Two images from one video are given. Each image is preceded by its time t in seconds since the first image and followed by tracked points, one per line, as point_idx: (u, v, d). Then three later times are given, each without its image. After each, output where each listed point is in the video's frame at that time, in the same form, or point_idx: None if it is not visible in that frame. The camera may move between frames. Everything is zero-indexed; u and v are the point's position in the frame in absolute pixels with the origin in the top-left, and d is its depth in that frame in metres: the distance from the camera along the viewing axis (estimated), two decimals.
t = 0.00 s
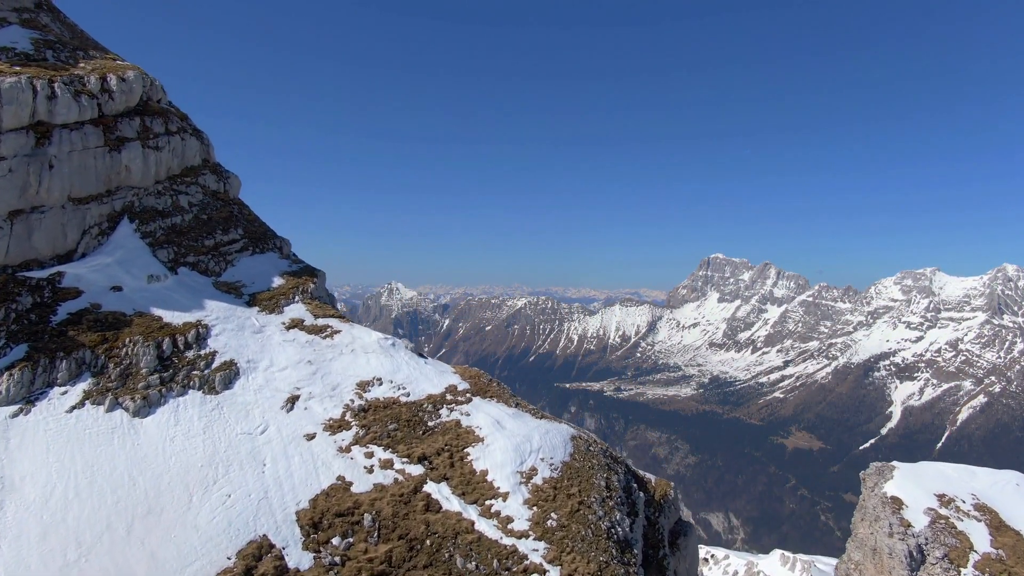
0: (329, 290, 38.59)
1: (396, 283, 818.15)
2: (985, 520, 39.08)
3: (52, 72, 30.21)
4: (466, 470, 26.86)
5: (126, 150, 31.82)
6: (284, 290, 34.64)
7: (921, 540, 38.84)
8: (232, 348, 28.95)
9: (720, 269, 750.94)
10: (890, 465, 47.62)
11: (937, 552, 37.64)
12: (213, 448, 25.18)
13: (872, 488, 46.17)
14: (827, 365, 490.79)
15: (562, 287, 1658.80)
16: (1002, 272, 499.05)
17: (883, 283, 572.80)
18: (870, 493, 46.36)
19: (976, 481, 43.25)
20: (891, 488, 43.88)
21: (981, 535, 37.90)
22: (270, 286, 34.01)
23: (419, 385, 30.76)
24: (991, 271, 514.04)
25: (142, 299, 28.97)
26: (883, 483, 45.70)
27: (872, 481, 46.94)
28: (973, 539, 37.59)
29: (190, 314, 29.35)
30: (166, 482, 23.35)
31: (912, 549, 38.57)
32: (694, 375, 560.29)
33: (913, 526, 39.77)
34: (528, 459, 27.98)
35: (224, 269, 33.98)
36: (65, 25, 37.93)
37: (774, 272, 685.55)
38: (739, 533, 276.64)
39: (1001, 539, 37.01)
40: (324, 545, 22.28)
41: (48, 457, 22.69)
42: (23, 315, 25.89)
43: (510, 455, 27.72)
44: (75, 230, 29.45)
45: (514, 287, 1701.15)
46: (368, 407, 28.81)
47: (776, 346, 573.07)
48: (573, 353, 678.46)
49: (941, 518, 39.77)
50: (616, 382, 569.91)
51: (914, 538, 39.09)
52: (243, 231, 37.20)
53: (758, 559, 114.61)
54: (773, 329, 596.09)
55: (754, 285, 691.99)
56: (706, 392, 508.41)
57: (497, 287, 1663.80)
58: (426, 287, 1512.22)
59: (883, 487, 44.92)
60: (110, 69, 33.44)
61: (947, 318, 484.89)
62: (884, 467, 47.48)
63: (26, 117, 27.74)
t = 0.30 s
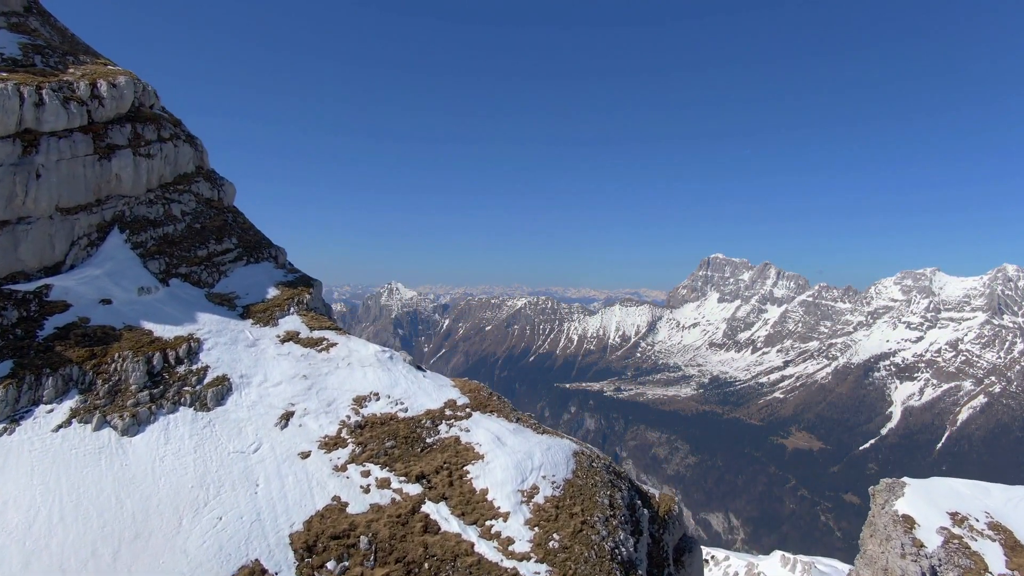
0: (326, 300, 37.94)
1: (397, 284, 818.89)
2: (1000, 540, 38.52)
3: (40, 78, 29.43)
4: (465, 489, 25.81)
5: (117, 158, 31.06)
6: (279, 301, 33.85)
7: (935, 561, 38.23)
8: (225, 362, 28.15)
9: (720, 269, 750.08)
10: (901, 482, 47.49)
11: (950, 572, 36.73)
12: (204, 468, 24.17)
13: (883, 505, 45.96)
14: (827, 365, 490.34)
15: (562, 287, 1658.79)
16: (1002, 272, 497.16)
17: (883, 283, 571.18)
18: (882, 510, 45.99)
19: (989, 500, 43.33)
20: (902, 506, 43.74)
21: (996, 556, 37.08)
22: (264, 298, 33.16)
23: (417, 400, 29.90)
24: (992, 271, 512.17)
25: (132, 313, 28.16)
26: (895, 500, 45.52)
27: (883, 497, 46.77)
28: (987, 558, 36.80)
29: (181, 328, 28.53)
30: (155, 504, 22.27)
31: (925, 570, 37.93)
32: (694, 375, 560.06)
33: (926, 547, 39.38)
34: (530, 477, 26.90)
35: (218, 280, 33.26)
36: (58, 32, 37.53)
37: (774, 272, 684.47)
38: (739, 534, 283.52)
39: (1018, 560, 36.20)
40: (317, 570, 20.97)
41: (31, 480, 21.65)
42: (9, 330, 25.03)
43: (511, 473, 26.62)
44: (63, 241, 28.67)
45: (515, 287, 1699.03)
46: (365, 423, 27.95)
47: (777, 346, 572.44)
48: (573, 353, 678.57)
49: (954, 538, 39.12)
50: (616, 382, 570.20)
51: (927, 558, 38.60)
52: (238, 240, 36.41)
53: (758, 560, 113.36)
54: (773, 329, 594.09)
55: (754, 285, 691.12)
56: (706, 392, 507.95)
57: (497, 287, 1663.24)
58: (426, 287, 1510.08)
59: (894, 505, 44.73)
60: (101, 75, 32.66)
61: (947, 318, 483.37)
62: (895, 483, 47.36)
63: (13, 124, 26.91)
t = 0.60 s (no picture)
0: (322, 312, 37.18)
1: (396, 284, 818.65)
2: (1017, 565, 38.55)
3: (26, 85, 28.60)
4: (464, 513, 24.50)
5: (105, 167, 30.13)
6: (273, 314, 33.01)
7: None
8: (216, 380, 27.17)
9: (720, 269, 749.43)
10: (914, 502, 47.56)
11: None
12: (193, 492, 23.00)
13: (895, 525, 46.01)
14: (827, 365, 489.67)
15: (562, 287, 1658.76)
16: (1002, 272, 495.41)
17: (884, 283, 569.32)
18: (891, 530, 46.12)
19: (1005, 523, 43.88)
20: (916, 529, 43.72)
21: None
22: (257, 311, 32.38)
23: (415, 418, 28.97)
24: (992, 271, 510.32)
25: (120, 329, 27.25)
26: (906, 520, 45.67)
27: (895, 517, 46.91)
28: None
29: (171, 345, 27.62)
30: (140, 531, 20.96)
31: None
32: (694, 375, 559.67)
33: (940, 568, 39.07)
34: (531, 499, 25.72)
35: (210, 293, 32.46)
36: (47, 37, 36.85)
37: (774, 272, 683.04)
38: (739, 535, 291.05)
39: None
40: None
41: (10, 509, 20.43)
42: None
43: (511, 495, 25.46)
44: (49, 254, 27.85)
45: (515, 286, 1697.65)
46: (360, 443, 26.95)
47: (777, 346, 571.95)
48: (573, 353, 678.30)
49: (969, 561, 38.94)
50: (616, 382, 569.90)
51: None
52: (231, 251, 35.64)
53: (759, 561, 112.90)
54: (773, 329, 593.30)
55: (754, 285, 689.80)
56: (706, 392, 507.38)
57: (496, 287, 1661.22)
58: (426, 287, 1509.37)
59: (908, 527, 44.67)
60: (89, 81, 31.79)
61: (947, 319, 482.04)
62: (908, 504, 47.40)
63: None
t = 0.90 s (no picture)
0: (318, 323, 36.48)
1: (396, 283, 817.40)
2: None
3: (12, 92, 27.86)
4: (464, 534, 23.34)
5: (94, 176, 29.41)
6: (267, 326, 32.21)
7: None
8: (207, 397, 26.30)
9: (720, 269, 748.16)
10: (924, 521, 53.28)
11: None
12: (182, 514, 22.01)
13: (908, 544, 51.70)
14: (827, 366, 489.01)
15: (562, 287, 1656.88)
16: (1002, 272, 494.08)
17: (884, 283, 567.65)
18: (906, 548, 51.72)
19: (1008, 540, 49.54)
20: (930, 546, 49.38)
21: None
22: (251, 324, 31.60)
23: (412, 435, 28.10)
24: (992, 271, 508.89)
25: (108, 344, 26.43)
26: (918, 539, 51.33)
27: (907, 536, 52.54)
28: None
29: (161, 360, 26.77)
30: (125, 557, 19.91)
31: None
32: (694, 375, 559.18)
33: None
34: (533, 519, 24.60)
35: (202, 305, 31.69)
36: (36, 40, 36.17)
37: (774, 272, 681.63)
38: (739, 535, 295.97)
39: None
40: None
41: None
42: None
43: (512, 516, 24.32)
44: (36, 266, 27.04)
45: (515, 286, 1695.94)
46: (356, 461, 26.04)
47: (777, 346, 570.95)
48: (573, 353, 677.53)
49: None
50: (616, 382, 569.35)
51: None
52: (225, 262, 34.99)
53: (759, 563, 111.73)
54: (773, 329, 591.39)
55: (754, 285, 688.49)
56: (706, 392, 506.73)
57: (496, 287, 1658.11)
58: (426, 286, 1509.23)
59: (921, 544, 50.40)
60: (78, 87, 31.08)
61: (947, 318, 480.90)
62: (918, 523, 53.13)
63: None
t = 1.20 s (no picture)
0: (313, 336, 35.57)
1: (396, 283, 816.26)
2: None
3: None
4: (463, 561, 22.23)
5: (81, 187, 28.72)
6: (260, 341, 31.40)
7: None
8: (198, 417, 25.36)
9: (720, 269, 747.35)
10: (940, 544, 53.56)
11: None
12: (170, 543, 20.80)
13: (923, 565, 52.04)
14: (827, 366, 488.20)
15: (562, 287, 1656.86)
16: (1002, 272, 493.17)
17: (884, 283, 566.42)
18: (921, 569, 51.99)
19: None
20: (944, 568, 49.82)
21: None
22: (243, 340, 30.68)
23: (409, 455, 27.13)
24: (992, 271, 507.88)
25: (95, 362, 25.57)
26: (933, 561, 51.69)
27: (922, 558, 52.91)
28: None
29: (149, 379, 25.82)
30: None
31: None
32: (694, 375, 558.78)
33: None
34: (535, 543, 23.56)
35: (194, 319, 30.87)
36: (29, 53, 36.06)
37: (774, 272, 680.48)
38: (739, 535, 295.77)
39: None
40: None
41: None
42: None
43: (514, 541, 23.17)
44: (20, 281, 26.17)
45: (515, 286, 1696.42)
46: (352, 484, 25.02)
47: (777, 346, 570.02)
48: (573, 353, 676.95)
49: None
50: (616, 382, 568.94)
51: None
52: (219, 274, 34.29)
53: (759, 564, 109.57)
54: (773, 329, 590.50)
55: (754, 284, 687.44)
56: (706, 392, 506.04)
57: (496, 287, 1656.90)
58: (426, 286, 1509.27)
59: (935, 566, 50.80)
60: (66, 94, 30.55)
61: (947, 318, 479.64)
62: (935, 545, 53.41)
63: None
